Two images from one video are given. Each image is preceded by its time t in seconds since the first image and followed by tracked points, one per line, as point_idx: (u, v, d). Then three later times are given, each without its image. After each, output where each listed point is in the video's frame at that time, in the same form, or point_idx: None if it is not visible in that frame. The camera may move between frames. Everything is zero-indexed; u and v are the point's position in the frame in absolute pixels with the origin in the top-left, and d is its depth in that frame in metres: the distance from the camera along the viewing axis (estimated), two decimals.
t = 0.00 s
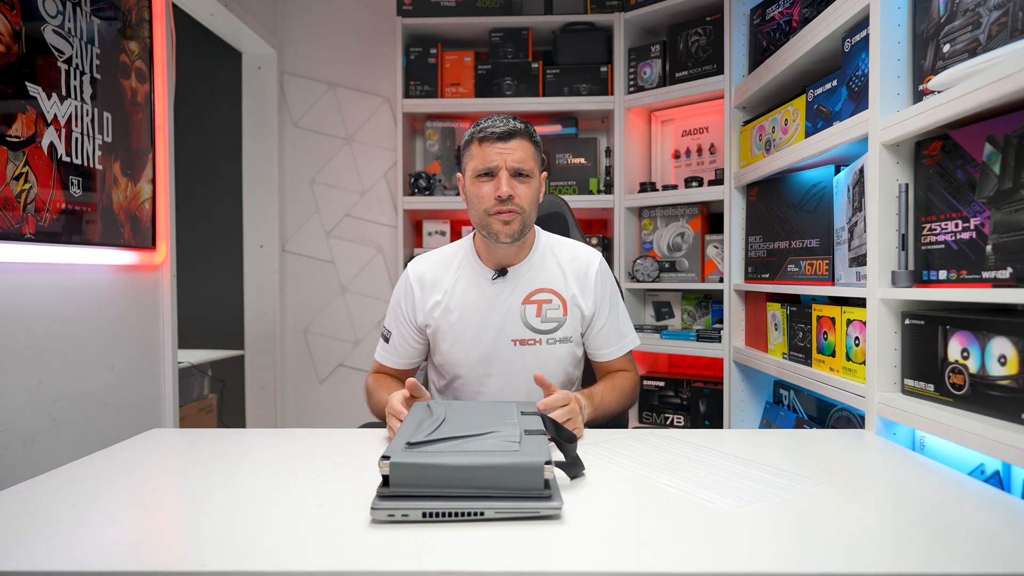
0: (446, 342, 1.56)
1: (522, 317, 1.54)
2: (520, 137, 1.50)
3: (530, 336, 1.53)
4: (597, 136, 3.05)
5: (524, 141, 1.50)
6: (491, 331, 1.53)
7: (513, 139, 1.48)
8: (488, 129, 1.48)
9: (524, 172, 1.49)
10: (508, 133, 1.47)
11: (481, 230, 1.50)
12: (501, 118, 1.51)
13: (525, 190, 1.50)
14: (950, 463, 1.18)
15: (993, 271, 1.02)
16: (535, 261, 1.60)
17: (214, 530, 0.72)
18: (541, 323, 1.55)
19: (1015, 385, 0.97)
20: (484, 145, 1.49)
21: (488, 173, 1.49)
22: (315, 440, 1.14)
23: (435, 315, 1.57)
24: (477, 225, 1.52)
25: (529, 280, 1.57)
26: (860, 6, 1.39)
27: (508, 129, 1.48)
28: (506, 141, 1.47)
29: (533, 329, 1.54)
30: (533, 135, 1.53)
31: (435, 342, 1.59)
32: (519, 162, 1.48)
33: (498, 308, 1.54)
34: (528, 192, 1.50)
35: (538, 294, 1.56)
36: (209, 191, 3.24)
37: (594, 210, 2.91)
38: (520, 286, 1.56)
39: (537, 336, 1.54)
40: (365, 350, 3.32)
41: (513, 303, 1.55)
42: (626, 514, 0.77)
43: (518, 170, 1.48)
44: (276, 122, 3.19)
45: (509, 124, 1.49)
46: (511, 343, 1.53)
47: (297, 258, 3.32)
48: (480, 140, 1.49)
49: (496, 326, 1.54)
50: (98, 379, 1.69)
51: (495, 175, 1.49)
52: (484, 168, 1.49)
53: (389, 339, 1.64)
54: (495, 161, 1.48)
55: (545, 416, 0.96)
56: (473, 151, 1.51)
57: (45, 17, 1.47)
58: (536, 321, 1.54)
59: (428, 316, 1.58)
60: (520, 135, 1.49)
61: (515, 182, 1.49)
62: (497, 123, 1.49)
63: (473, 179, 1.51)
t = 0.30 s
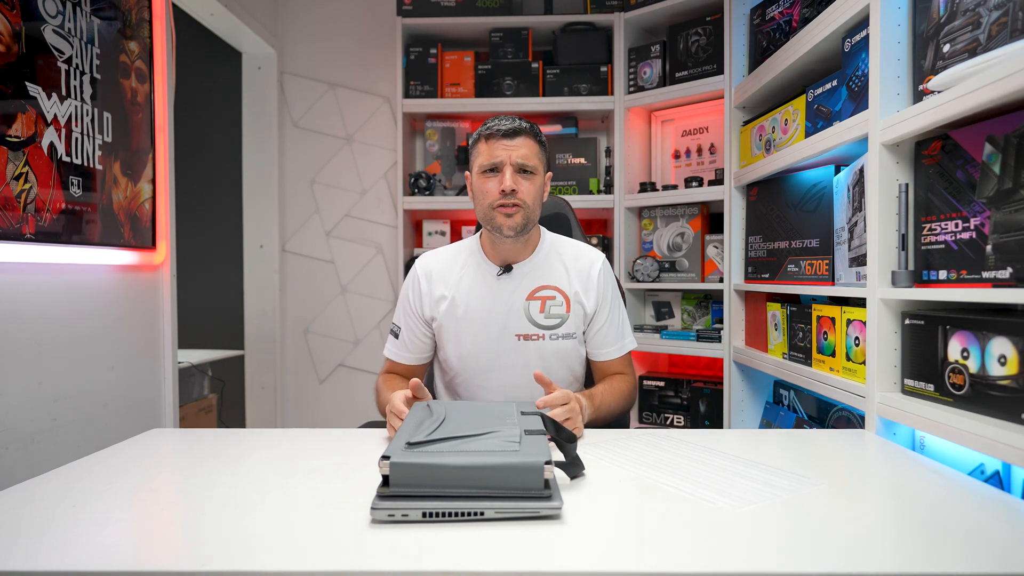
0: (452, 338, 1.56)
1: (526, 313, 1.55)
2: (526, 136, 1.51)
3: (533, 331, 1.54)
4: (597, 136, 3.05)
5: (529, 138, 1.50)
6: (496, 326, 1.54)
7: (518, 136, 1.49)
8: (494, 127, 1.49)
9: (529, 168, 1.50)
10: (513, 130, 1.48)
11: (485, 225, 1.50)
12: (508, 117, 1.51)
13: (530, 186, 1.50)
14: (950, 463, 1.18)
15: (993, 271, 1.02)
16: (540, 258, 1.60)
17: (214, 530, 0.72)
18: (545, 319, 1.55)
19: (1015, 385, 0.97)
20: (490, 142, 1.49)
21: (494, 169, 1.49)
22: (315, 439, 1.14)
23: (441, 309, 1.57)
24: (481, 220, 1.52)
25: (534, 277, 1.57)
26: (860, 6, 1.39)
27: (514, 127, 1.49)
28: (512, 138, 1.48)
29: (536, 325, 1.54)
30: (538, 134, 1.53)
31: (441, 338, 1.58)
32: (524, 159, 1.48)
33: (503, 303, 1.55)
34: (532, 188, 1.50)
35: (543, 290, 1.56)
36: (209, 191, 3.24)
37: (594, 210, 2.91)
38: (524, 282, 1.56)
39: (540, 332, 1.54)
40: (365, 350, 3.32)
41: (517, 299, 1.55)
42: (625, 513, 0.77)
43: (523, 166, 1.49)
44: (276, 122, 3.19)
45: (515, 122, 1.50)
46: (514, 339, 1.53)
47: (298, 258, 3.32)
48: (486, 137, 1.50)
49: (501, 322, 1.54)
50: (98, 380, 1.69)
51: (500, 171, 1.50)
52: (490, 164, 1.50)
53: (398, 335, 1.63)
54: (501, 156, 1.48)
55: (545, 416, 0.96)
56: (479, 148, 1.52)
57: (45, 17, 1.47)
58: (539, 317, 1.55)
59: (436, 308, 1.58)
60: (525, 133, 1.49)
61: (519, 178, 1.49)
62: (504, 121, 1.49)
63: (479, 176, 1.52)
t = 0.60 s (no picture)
0: (453, 339, 1.55)
1: (528, 313, 1.55)
2: (527, 139, 1.51)
3: (536, 332, 1.54)
4: (597, 136, 3.05)
5: (531, 142, 1.50)
6: (498, 326, 1.54)
7: (519, 140, 1.49)
8: (496, 130, 1.49)
9: (531, 171, 1.49)
10: (515, 134, 1.48)
11: (487, 228, 1.50)
12: (509, 121, 1.52)
13: (531, 189, 1.50)
14: (950, 463, 1.18)
15: (993, 271, 1.02)
16: (542, 259, 1.60)
17: (214, 530, 0.72)
18: (548, 319, 1.55)
19: (1015, 385, 0.97)
20: (492, 145, 1.50)
21: (495, 172, 1.49)
22: (315, 440, 1.14)
23: (444, 306, 1.57)
24: (484, 223, 1.52)
25: (536, 278, 1.57)
26: (860, 6, 1.39)
27: (516, 130, 1.49)
28: (513, 141, 1.48)
29: (539, 325, 1.54)
30: (540, 138, 1.53)
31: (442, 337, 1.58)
32: (526, 162, 1.48)
33: (505, 304, 1.55)
34: (534, 192, 1.50)
35: (545, 291, 1.56)
36: (209, 191, 3.24)
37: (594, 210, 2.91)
38: (527, 283, 1.57)
39: (543, 332, 1.54)
40: (365, 350, 3.32)
41: (520, 300, 1.55)
42: (625, 513, 0.77)
43: (524, 169, 1.48)
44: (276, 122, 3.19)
45: (517, 125, 1.50)
46: (517, 339, 1.53)
47: (298, 258, 3.32)
48: (488, 140, 1.50)
49: (503, 321, 1.54)
50: (98, 380, 1.69)
51: (502, 174, 1.50)
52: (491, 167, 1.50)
53: (401, 335, 1.62)
54: (502, 159, 1.48)
55: (545, 416, 0.96)
56: (481, 151, 1.52)
57: (45, 17, 1.47)
58: (542, 318, 1.55)
59: (439, 306, 1.58)
60: (527, 137, 1.49)
61: (521, 181, 1.49)
62: (506, 125, 1.49)
63: (480, 178, 1.52)
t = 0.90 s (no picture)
0: (446, 347, 1.55)
1: (524, 327, 1.54)
2: (519, 143, 1.50)
3: (532, 347, 1.53)
4: (597, 136, 3.05)
5: (523, 146, 1.50)
6: (494, 340, 1.53)
7: (511, 144, 1.48)
8: (486, 135, 1.48)
9: (523, 178, 1.49)
10: (506, 138, 1.48)
11: (481, 238, 1.49)
12: (500, 123, 1.51)
13: (525, 196, 1.50)
14: (950, 463, 1.18)
15: (993, 271, 1.02)
16: (537, 269, 1.59)
17: (214, 530, 0.72)
18: (544, 333, 1.55)
19: (1016, 385, 0.97)
20: (483, 151, 1.48)
21: (487, 180, 1.49)
22: (315, 440, 1.14)
23: (434, 317, 1.57)
24: (477, 233, 1.51)
25: (531, 290, 1.56)
26: (860, 6, 1.39)
27: (507, 135, 1.48)
28: (505, 147, 1.47)
29: (535, 340, 1.54)
30: (532, 139, 1.53)
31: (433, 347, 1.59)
32: (518, 169, 1.48)
33: (500, 318, 1.54)
34: (527, 199, 1.50)
35: (542, 304, 1.56)
36: (209, 191, 3.24)
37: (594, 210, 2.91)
38: (523, 295, 1.56)
39: (539, 347, 1.54)
40: (365, 350, 3.32)
41: (515, 313, 1.54)
42: (625, 513, 0.77)
43: (517, 176, 1.48)
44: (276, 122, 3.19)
45: (507, 129, 1.49)
46: (514, 354, 1.53)
47: (297, 258, 3.32)
48: (478, 146, 1.49)
49: (498, 335, 1.53)
50: (98, 380, 1.69)
51: (494, 182, 1.49)
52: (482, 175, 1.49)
53: (390, 341, 1.64)
54: (494, 166, 1.47)
55: (545, 416, 0.96)
56: (471, 158, 1.51)
57: (45, 16, 1.47)
58: (538, 332, 1.54)
59: (428, 318, 1.59)
60: (519, 141, 1.49)
61: (514, 189, 1.48)
62: (496, 129, 1.48)
63: (472, 187, 1.51)
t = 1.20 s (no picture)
0: (443, 349, 1.55)
1: (523, 329, 1.54)
2: (516, 140, 1.48)
3: (530, 349, 1.53)
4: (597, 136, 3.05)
5: (520, 144, 1.48)
6: (492, 342, 1.53)
7: (507, 142, 1.46)
8: (482, 132, 1.47)
9: (520, 177, 1.48)
10: (502, 136, 1.46)
11: (477, 238, 1.48)
12: (497, 120, 1.49)
13: (522, 196, 1.48)
14: (950, 463, 1.18)
15: (993, 271, 1.02)
16: (536, 269, 1.58)
17: (214, 530, 0.72)
18: (543, 335, 1.54)
19: (1016, 385, 0.97)
20: (478, 149, 1.47)
21: (483, 179, 1.47)
22: (315, 439, 1.14)
23: (427, 322, 1.57)
24: (472, 233, 1.50)
25: (530, 291, 1.56)
26: (860, 6, 1.39)
27: (503, 133, 1.46)
28: (501, 145, 1.46)
29: (534, 342, 1.53)
30: (530, 136, 1.52)
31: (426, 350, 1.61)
32: (514, 168, 1.46)
33: (498, 320, 1.53)
34: (524, 199, 1.49)
35: (541, 305, 1.55)
36: (209, 191, 3.24)
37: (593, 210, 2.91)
38: (522, 296, 1.55)
39: (539, 349, 1.54)
40: (365, 350, 3.32)
41: (513, 315, 1.54)
42: (625, 513, 0.77)
43: (513, 175, 1.47)
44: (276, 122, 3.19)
45: (504, 126, 1.47)
46: (512, 356, 1.53)
47: (298, 258, 3.32)
48: (474, 143, 1.47)
49: (496, 337, 1.53)
50: (98, 380, 1.69)
51: (490, 181, 1.47)
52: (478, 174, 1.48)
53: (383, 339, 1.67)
54: (490, 165, 1.46)
55: (545, 416, 0.96)
56: (466, 156, 1.49)
57: (45, 17, 1.47)
58: (537, 334, 1.54)
59: (420, 322, 1.59)
60: (515, 139, 1.47)
61: (511, 188, 1.47)
62: (493, 126, 1.47)
63: (467, 186, 1.50)
